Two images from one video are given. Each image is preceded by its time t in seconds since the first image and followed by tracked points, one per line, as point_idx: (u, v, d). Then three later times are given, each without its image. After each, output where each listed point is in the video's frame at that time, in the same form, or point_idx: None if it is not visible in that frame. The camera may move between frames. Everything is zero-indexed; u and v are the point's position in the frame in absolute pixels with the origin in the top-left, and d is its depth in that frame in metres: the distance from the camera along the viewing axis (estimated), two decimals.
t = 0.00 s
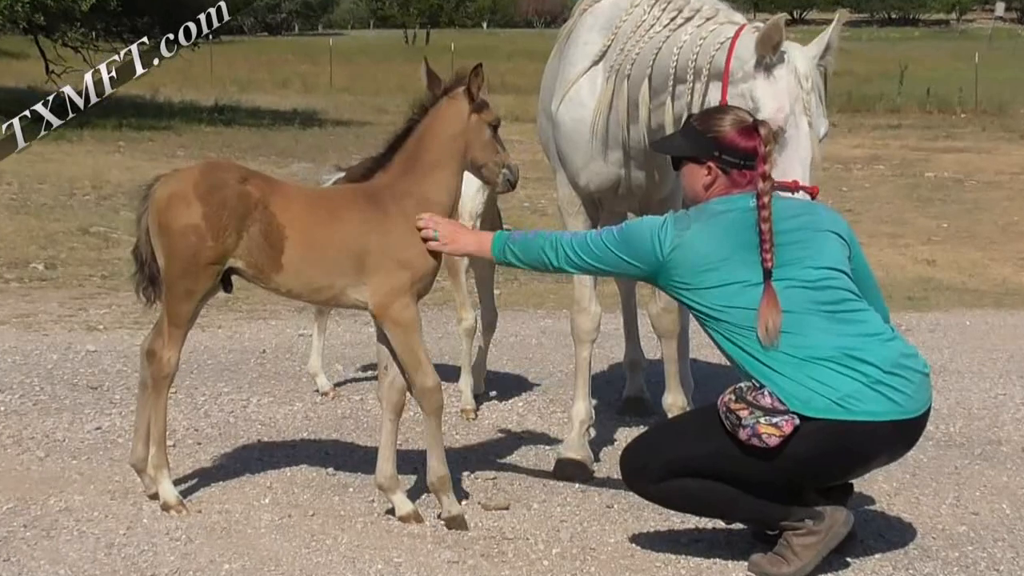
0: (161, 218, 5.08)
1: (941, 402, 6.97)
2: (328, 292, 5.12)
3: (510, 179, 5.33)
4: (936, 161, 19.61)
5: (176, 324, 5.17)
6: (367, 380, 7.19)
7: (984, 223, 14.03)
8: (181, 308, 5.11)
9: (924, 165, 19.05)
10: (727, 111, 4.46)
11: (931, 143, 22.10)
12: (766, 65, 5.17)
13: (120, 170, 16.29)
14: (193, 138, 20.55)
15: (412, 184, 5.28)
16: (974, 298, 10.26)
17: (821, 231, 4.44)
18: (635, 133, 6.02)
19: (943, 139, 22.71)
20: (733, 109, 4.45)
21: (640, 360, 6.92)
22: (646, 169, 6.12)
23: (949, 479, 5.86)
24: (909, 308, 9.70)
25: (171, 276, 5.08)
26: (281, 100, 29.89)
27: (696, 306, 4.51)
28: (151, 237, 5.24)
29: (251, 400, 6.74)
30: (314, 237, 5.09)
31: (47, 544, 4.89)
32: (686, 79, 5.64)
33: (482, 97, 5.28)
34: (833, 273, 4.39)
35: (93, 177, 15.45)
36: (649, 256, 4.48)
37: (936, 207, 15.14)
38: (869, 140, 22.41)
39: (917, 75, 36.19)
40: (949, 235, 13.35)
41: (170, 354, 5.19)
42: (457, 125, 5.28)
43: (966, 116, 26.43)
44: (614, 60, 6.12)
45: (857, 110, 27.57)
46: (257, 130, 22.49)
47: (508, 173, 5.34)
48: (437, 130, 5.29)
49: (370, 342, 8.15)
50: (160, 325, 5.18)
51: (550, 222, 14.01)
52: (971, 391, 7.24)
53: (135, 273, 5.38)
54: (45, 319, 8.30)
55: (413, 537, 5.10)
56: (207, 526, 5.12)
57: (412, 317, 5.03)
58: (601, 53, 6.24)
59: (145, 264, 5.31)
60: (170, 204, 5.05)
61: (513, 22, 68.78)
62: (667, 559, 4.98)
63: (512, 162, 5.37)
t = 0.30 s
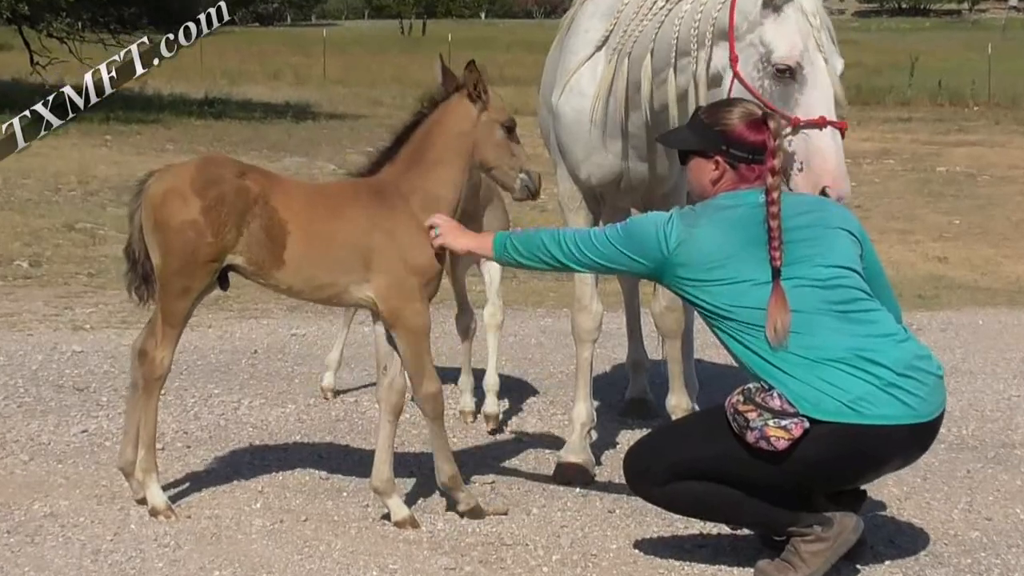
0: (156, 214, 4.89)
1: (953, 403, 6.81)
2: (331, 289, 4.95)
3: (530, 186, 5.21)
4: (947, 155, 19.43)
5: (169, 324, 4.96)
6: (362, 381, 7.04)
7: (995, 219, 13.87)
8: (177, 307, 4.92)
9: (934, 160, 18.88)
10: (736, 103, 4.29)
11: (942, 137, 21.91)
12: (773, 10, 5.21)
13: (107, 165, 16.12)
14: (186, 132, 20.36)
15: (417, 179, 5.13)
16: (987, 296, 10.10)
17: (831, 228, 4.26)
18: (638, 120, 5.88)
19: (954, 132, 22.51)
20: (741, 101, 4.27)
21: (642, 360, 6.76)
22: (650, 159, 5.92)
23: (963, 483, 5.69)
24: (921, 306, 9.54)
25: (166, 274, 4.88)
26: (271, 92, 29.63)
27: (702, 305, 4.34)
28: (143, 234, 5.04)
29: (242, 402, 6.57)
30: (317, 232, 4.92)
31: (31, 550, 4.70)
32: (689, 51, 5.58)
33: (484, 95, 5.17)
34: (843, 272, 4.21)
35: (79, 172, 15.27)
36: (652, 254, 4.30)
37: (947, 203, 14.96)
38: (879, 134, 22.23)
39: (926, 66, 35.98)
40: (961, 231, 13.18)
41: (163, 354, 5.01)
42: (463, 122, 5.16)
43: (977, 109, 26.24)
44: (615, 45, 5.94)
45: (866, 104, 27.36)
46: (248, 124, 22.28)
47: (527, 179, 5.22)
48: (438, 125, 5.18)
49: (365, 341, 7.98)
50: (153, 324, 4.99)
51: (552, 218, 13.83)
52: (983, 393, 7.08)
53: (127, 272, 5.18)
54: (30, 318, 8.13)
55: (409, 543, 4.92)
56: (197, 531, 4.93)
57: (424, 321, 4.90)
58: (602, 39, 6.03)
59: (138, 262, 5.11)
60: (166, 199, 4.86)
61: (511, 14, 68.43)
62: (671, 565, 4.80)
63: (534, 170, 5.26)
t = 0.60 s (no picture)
0: (157, 220, 4.78)
1: (956, 412, 6.69)
2: (338, 292, 4.87)
3: (555, 193, 4.90)
4: (949, 159, 19.33)
5: (167, 330, 4.84)
6: (351, 391, 6.92)
7: (999, 224, 13.76)
8: (178, 314, 4.81)
9: (937, 164, 18.77)
10: (732, 108, 4.20)
11: (945, 140, 21.81)
12: None
13: (93, 167, 16.00)
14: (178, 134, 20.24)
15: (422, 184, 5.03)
16: (991, 303, 10.00)
17: (830, 235, 4.14)
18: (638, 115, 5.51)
19: (956, 135, 22.42)
20: (740, 107, 4.17)
21: (638, 368, 6.64)
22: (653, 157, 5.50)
23: (966, 494, 5.57)
24: (923, 314, 9.43)
25: (167, 281, 4.77)
26: (262, 92, 29.50)
27: (699, 313, 4.22)
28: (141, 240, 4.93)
29: (230, 411, 6.46)
30: (327, 235, 4.85)
31: (12, 564, 4.57)
32: (682, 28, 5.38)
33: (481, 99, 4.98)
34: (844, 279, 4.09)
35: (64, 175, 15.14)
36: (647, 261, 4.18)
37: (950, 208, 14.86)
38: (881, 138, 22.11)
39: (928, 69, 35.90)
40: (964, 236, 13.07)
41: (157, 362, 4.84)
42: (466, 125, 4.99)
43: (980, 112, 26.14)
44: (612, 38, 5.58)
45: (869, 105, 27.24)
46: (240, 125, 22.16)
47: (549, 184, 4.92)
48: (436, 129, 5.06)
49: (355, 349, 7.85)
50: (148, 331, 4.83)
51: (549, 223, 13.71)
52: (987, 402, 6.96)
53: (122, 279, 5.03)
54: (12, 327, 8.01)
55: (400, 555, 4.78)
56: (183, 544, 4.80)
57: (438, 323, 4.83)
58: (599, 34, 5.66)
59: (134, 268, 4.96)
60: (170, 205, 4.77)
61: (507, 14, 68.22)
62: None
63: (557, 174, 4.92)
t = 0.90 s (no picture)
0: (163, 218, 4.76)
1: (953, 412, 6.68)
2: (344, 293, 4.90)
3: (555, 198, 4.86)
4: (947, 159, 19.34)
5: (169, 329, 4.82)
6: (349, 391, 6.90)
7: (996, 224, 13.78)
8: (180, 313, 4.80)
9: (934, 164, 18.78)
10: (725, 109, 4.18)
11: (943, 141, 21.82)
12: None
13: (90, 170, 16.00)
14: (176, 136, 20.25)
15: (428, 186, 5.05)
16: (988, 302, 10.00)
17: (824, 234, 4.14)
18: (632, 112, 5.47)
19: (954, 136, 22.44)
20: (732, 107, 4.16)
21: (636, 369, 6.64)
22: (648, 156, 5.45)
23: (963, 493, 5.56)
24: (920, 313, 9.43)
25: (171, 281, 4.75)
26: (259, 95, 29.50)
27: (692, 313, 4.22)
28: (144, 240, 4.90)
29: (227, 411, 6.45)
30: (334, 236, 4.87)
31: (8, 564, 4.55)
32: (673, 22, 5.31)
33: (483, 102, 4.98)
34: (837, 278, 4.08)
35: (61, 177, 15.14)
36: (641, 260, 4.18)
37: (948, 207, 14.87)
38: (879, 138, 22.12)
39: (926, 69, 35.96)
40: (961, 236, 13.07)
41: (158, 360, 4.82)
42: (465, 127, 5.01)
43: (978, 112, 26.16)
44: (608, 35, 5.52)
45: (867, 107, 27.28)
46: (237, 128, 22.16)
47: (550, 188, 4.89)
48: (435, 133, 5.08)
49: (353, 349, 7.85)
50: (151, 328, 4.81)
51: (547, 222, 13.70)
52: (984, 401, 6.96)
53: (128, 277, 5.01)
54: (9, 327, 8.00)
55: (397, 555, 4.76)
56: (180, 544, 4.78)
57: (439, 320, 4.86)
58: (596, 34, 5.61)
59: (140, 267, 4.93)
60: (175, 204, 4.76)
61: (504, 16, 68.45)
62: None
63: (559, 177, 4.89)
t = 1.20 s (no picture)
0: (158, 223, 4.74)
1: (947, 417, 6.69)
2: (339, 299, 4.92)
3: (528, 206, 4.75)
4: (941, 165, 19.35)
5: (164, 334, 4.80)
6: (343, 397, 6.89)
7: (990, 229, 13.78)
8: (176, 318, 4.79)
9: (929, 170, 18.79)
10: (717, 117, 4.18)
11: (937, 146, 21.83)
12: None
13: (84, 175, 15.99)
14: (171, 142, 20.22)
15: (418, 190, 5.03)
16: (982, 307, 10.00)
17: (815, 239, 4.13)
18: (624, 117, 5.44)
19: (948, 142, 22.45)
20: (723, 114, 4.16)
21: (630, 374, 6.64)
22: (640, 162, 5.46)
23: (957, 498, 5.56)
24: (915, 318, 9.43)
25: (168, 286, 4.74)
26: (254, 100, 29.49)
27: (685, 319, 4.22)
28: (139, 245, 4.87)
29: (221, 417, 6.44)
30: (329, 243, 4.89)
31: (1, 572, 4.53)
32: (667, 30, 5.35)
33: (464, 104, 4.92)
34: (828, 283, 4.07)
35: (56, 183, 15.13)
36: (633, 268, 4.17)
37: (942, 213, 14.87)
38: (873, 144, 22.13)
39: (920, 75, 35.95)
40: (956, 242, 13.08)
41: (153, 365, 4.80)
42: (451, 129, 4.99)
43: (972, 118, 26.17)
44: (601, 41, 5.48)
45: (861, 112, 27.27)
46: (232, 133, 22.15)
47: (526, 197, 4.78)
48: (424, 138, 5.07)
49: (347, 354, 7.84)
50: (146, 333, 4.79)
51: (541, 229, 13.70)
52: (978, 406, 6.96)
53: (122, 283, 4.93)
54: (3, 333, 7.99)
55: (391, 560, 4.76)
56: (174, 550, 4.77)
57: (431, 324, 4.85)
58: (589, 39, 5.55)
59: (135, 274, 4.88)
60: (172, 209, 4.75)
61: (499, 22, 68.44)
62: None
63: (534, 185, 4.78)
